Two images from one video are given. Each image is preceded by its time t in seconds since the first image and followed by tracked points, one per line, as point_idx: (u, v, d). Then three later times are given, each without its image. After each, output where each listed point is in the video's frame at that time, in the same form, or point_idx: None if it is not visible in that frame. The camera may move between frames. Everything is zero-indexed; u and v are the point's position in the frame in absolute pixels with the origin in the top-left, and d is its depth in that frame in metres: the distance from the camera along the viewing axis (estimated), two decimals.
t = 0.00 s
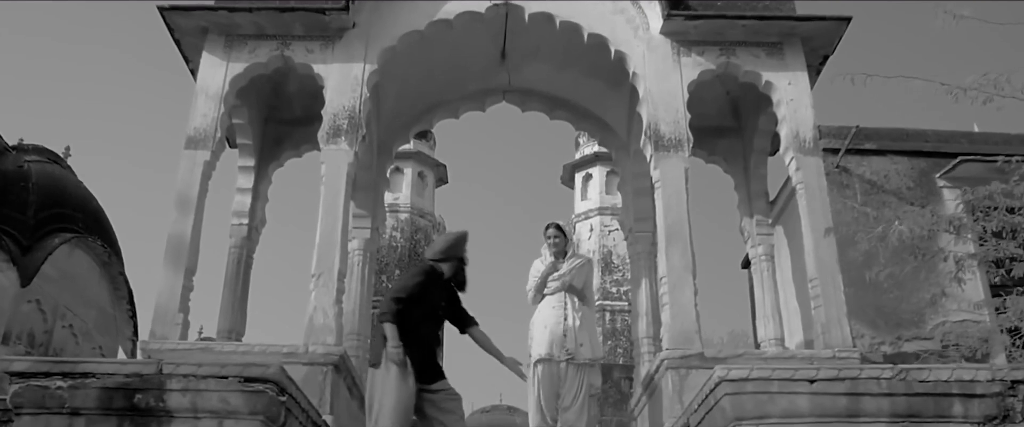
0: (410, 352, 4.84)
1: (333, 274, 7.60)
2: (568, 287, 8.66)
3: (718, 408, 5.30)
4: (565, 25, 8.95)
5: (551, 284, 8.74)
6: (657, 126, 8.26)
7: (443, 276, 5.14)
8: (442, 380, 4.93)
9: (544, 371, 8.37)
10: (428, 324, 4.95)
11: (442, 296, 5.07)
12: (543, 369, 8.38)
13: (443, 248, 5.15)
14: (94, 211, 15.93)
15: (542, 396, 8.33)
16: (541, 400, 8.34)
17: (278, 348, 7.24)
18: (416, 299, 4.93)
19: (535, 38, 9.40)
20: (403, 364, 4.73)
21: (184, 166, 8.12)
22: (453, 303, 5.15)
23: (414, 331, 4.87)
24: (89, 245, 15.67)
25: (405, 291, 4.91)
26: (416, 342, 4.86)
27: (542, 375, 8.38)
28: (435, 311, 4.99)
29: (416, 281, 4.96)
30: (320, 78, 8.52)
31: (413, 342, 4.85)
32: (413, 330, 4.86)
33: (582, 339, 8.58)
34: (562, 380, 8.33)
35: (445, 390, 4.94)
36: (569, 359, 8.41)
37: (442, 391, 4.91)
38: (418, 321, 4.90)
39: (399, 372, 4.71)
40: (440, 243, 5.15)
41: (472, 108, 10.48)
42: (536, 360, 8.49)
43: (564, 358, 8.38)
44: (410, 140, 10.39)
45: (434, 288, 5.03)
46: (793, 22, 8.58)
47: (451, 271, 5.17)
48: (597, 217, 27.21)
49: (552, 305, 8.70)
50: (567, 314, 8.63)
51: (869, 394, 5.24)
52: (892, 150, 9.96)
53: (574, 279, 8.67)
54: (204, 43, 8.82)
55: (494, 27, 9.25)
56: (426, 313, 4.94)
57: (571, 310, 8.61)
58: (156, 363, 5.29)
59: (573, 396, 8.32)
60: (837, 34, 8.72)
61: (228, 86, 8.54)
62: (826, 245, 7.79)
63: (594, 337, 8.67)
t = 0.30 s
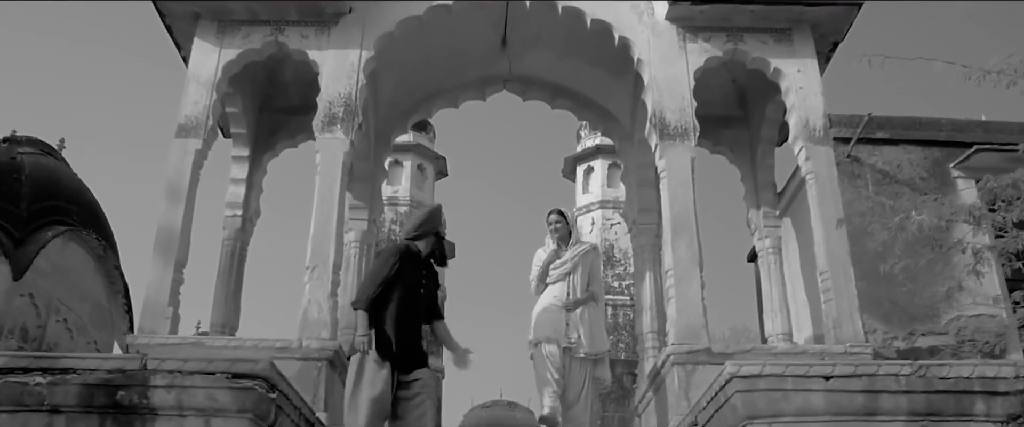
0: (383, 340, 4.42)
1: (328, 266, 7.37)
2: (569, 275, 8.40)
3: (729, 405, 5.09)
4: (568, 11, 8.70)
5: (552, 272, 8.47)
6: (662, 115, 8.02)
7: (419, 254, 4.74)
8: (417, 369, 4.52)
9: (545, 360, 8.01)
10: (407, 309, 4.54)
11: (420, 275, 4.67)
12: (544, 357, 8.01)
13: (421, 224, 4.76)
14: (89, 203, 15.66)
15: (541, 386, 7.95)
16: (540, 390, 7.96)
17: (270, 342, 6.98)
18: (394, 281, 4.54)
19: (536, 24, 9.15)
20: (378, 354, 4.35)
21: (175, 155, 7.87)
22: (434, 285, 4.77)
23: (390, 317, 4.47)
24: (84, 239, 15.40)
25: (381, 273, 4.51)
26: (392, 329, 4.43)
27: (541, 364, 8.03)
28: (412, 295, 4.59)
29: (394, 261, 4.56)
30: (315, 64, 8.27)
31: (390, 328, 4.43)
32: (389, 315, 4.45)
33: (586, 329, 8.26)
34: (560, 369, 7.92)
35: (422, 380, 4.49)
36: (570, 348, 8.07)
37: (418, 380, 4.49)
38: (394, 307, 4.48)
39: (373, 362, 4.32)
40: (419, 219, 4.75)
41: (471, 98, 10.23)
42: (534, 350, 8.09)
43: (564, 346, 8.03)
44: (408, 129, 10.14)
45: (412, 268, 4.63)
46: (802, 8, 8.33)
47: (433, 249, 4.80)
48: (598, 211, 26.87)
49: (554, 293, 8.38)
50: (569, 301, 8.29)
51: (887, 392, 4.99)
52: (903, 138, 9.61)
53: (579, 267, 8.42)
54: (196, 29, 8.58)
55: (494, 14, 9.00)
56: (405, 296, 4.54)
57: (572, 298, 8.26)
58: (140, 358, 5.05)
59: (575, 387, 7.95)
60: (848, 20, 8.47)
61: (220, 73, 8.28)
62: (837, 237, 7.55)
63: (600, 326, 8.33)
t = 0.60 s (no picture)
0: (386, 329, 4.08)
1: (323, 250, 7.11)
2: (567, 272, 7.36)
3: (742, 396, 4.87)
4: None
5: (547, 266, 7.40)
6: (669, 94, 7.74)
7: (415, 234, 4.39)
8: (416, 359, 4.18)
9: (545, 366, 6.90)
10: (409, 294, 4.20)
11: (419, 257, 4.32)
12: (542, 361, 6.94)
13: (416, 203, 4.42)
14: (82, 187, 15.33)
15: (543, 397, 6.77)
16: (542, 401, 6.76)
17: (262, 329, 6.72)
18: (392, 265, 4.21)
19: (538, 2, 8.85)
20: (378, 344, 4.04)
21: (163, 135, 7.60)
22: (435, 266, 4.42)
23: (391, 303, 4.13)
24: (78, 224, 15.06)
25: (377, 256, 4.18)
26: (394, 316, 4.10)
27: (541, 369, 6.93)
28: (413, 278, 4.24)
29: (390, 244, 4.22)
30: (309, 42, 7.98)
31: (392, 316, 4.10)
32: (389, 302, 4.12)
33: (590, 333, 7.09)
34: (571, 370, 6.89)
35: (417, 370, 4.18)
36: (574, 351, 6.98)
37: (411, 372, 4.16)
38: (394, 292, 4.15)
39: (372, 350, 4.05)
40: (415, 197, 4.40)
41: (471, 78, 9.93)
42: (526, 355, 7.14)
43: (570, 349, 6.93)
44: (406, 109, 9.85)
45: (410, 250, 4.28)
46: None
47: (431, 229, 4.45)
48: (601, 196, 26.60)
49: (550, 290, 7.39)
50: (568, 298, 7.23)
51: (909, 382, 4.72)
52: (919, 119, 9.37)
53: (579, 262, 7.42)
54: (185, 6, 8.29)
55: None
56: (405, 280, 4.20)
57: (575, 293, 7.26)
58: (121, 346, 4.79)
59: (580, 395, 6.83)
60: None
61: (211, 50, 7.99)
62: (851, 221, 7.28)
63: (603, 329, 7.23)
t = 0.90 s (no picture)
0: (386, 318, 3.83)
1: (316, 234, 6.87)
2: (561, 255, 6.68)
3: (753, 387, 4.65)
4: None
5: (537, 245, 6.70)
6: (674, 74, 7.48)
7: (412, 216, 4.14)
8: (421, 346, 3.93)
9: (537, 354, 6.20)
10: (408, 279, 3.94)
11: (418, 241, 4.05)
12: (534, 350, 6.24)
13: (411, 187, 4.15)
14: (75, 171, 15.04)
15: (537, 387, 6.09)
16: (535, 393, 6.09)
17: (253, 316, 6.50)
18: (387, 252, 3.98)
19: None
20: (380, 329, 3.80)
21: (151, 116, 7.34)
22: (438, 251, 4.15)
23: (390, 289, 3.88)
24: (71, 209, 14.77)
25: (370, 244, 3.95)
26: (392, 302, 3.84)
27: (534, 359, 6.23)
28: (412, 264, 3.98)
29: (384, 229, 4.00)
30: (302, 19, 7.70)
31: (391, 302, 3.84)
32: (388, 288, 3.87)
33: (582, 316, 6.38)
34: (567, 361, 6.08)
35: (422, 360, 3.95)
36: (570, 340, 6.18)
37: (417, 361, 3.94)
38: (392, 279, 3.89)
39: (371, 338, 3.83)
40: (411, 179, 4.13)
41: (470, 58, 9.66)
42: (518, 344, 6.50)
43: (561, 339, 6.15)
44: (403, 90, 9.59)
45: (407, 235, 4.03)
46: None
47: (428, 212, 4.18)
48: (602, 181, 26.32)
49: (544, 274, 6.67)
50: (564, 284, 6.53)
51: (928, 373, 4.50)
52: (933, 100, 9.09)
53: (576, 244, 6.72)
54: None
55: None
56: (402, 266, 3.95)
57: (567, 279, 6.53)
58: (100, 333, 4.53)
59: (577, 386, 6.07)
60: None
61: (201, 28, 7.73)
62: (863, 205, 7.03)
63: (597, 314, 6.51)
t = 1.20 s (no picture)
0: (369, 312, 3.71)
1: (307, 218, 6.61)
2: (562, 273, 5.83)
3: (766, 381, 4.39)
4: None
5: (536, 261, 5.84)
6: (680, 53, 7.21)
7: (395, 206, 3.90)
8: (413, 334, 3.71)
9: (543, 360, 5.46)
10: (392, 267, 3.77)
11: (402, 225, 3.85)
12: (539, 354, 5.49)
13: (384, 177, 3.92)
14: (67, 154, 14.69)
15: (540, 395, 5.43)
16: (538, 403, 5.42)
17: (241, 304, 6.24)
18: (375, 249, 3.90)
19: None
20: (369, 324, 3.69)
21: (135, 95, 7.06)
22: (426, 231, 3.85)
23: (375, 281, 3.76)
24: (62, 193, 14.43)
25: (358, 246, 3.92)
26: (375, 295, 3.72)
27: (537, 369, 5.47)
28: (394, 250, 3.79)
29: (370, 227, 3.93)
30: None
31: (374, 295, 3.72)
32: (373, 281, 3.76)
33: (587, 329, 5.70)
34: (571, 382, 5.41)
35: (421, 349, 3.74)
36: (576, 354, 5.46)
37: (412, 352, 3.72)
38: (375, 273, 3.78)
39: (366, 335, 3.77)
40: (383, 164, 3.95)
41: (467, 37, 9.34)
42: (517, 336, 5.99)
43: (571, 352, 5.41)
44: (398, 71, 9.25)
45: (390, 224, 3.88)
46: None
47: (411, 194, 3.93)
48: (602, 165, 25.99)
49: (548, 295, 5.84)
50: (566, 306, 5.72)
51: (951, 366, 4.25)
52: (948, 80, 8.79)
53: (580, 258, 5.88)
54: None
55: None
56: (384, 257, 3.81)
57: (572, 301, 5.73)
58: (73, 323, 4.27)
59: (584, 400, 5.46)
60: None
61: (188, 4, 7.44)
62: (876, 189, 6.77)
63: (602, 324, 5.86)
